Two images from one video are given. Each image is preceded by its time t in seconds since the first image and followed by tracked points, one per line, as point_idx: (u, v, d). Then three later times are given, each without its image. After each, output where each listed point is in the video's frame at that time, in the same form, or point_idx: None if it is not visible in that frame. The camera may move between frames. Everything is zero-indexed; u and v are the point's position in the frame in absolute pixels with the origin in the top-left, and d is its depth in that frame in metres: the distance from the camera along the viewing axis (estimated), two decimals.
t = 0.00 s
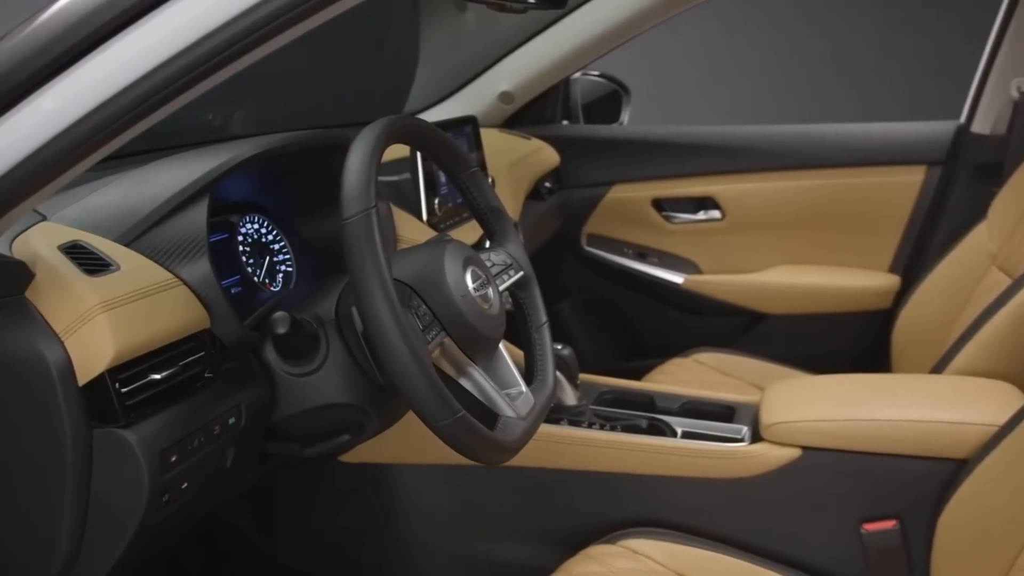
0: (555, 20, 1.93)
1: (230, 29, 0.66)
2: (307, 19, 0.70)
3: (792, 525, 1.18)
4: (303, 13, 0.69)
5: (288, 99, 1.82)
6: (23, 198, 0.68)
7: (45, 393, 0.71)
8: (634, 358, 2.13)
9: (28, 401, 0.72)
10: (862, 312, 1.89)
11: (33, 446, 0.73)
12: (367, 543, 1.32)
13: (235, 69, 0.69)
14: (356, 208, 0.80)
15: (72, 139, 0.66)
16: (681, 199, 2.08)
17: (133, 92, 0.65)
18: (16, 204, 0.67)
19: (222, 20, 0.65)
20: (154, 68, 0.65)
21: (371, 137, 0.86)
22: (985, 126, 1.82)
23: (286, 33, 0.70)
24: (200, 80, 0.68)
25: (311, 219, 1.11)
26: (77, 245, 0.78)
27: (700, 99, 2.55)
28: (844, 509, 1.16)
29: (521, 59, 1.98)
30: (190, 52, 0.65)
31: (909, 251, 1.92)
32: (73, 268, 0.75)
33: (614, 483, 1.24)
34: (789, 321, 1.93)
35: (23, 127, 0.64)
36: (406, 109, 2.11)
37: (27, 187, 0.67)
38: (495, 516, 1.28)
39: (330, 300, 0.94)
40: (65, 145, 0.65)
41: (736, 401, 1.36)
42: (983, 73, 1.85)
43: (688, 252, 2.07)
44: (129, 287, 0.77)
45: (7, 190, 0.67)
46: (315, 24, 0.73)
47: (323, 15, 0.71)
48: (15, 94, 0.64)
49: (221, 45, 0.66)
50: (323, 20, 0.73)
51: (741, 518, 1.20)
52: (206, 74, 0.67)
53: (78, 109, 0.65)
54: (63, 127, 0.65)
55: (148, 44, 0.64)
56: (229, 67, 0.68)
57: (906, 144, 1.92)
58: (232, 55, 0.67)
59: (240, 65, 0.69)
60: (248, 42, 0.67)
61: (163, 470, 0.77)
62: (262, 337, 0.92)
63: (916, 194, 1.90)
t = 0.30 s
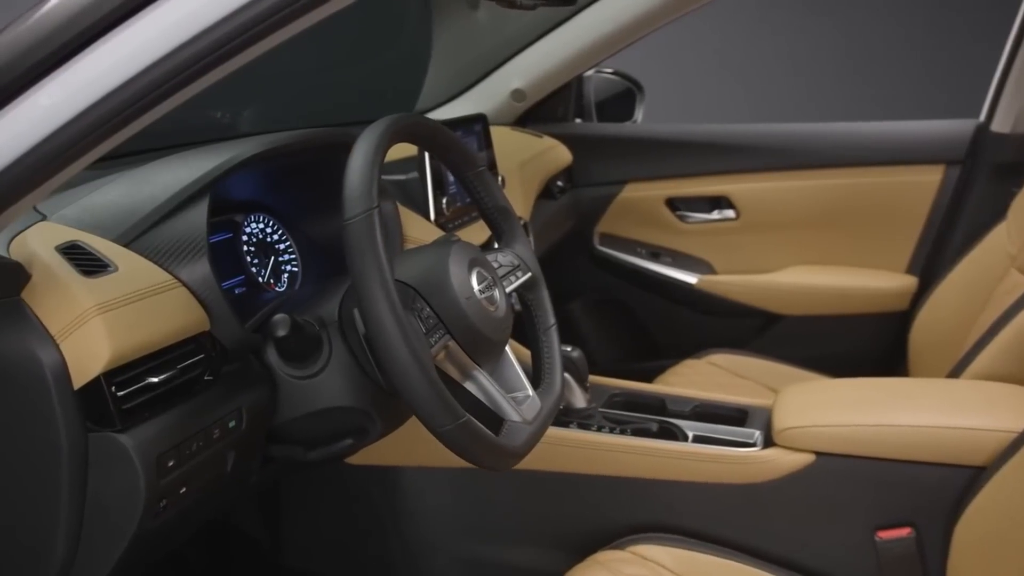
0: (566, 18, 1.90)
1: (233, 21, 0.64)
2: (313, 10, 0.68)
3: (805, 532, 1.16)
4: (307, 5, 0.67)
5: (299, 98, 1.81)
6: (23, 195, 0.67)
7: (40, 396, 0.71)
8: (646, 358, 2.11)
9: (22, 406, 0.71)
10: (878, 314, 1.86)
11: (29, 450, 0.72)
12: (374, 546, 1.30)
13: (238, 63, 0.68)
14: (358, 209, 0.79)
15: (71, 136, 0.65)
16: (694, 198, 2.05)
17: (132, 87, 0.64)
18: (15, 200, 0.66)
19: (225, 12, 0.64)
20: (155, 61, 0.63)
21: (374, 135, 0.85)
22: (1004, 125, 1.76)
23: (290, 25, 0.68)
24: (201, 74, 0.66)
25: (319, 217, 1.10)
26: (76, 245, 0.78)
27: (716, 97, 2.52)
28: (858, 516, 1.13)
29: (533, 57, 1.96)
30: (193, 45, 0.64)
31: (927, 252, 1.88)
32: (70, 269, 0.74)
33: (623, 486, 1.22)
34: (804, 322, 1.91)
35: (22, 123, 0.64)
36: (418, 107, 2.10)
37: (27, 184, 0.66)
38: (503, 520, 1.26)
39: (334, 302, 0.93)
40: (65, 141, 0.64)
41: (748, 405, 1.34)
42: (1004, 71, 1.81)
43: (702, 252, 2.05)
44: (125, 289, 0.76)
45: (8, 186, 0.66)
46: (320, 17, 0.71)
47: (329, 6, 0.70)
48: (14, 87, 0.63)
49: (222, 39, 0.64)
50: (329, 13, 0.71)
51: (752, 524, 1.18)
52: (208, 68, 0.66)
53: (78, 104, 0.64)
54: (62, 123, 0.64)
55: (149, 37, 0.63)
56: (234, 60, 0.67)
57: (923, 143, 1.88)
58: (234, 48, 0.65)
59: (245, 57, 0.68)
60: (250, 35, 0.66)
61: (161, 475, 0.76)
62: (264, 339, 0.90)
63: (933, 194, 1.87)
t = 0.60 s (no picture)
0: (578, 15, 1.88)
1: (233, 15, 0.63)
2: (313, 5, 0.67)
3: (817, 539, 1.13)
4: None
5: (309, 96, 1.80)
6: (23, 191, 0.65)
7: (34, 400, 0.71)
8: (659, 359, 2.09)
9: (14, 409, 0.71)
10: (895, 316, 1.83)
11: (24, 453, 0.73)
12: (381, 549, 1.29)
13: (237, 59, 0.66)
14: (359, 210, 0.77)
15: (70, 131, 0.63)
16: (708, 197, 2.03)
17: (132, 82, 0.62)
18: (15, 197, 0.65)
19: (225, 6, 0.63)
20: (152, 59, 0.62)
21: (377, 134, 0.83)
22: None
23: (291, 20, 0.67)
24: (200, 70, 0.64)
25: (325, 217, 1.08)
26: (72, 247, 0.78)
27: (731, 96, 2.49)
28: (872, 524, 1.11)
29: (544, 55, 1.94)
30: (192, 40, 0.62)
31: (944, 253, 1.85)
32: (66, 271, 0.74)
33: (632, 491, 1.20)
34: (819, 324, 1.88)
35: (20, 117, 0.62)
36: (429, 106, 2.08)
37: (26, 181, 0.64)
38: (510, 524, 1.25)
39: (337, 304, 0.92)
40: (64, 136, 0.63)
41: (761, 408, 1.32)
42: None
43: (715, 252, 2.02)
44: (122, 291, 0.76)
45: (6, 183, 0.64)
46: (318, 13, 0.70)
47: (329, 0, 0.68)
48: (13, 80, 0.61)
49: (222, 33, 0.63)
50: (328, 9, 0.70)
51: (763, 530, 1.15)
52: (207, 64, 0.64)
53: (78, 98, 0.62)
54: (61, 118, 0.62)
55: (147, 34, 0.62)
56: (234, 55, 0.65)
57: (941, 142, 1.85)
58: (234, 43, 0.64)
59: (245, 53, 0.66)
60: (249, 31, 0.64)
61: (157, 481, 0.76)
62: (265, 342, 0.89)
63: (952, 194, 1.83)
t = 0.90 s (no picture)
0: (589, 12, 1.86)
1: (229, 12, 0.62)
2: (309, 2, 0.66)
3: (829, 547, 1.11)
4: None
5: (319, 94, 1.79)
6: (23, 186, 0.64)
7: (28, 404, 0.71)
8: (671, 360, 2.06)
9: (9, 412, 0.72)
10: (911, 318, 1.81)
11: (19, 456, 0.73)
12: (386, 552, 1.28)
13: (229, 59, 0.65)
14: (359, 212, 0.76)
15: (69, 126, 0.62)
16: (722, 197, 2.00)
17: (121, 83, 0.61)
18: (14, 192, 0.64)
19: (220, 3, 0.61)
20: (146, 57, 0.61)
21: (380, 134, 0.81)
22: None
23: (286, 18, 0.66)
24: (189, 72, 0.63)
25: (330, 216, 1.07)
26: (68, 249, 0.78)
27: (747, 93, 2.45)
28: (885, 532, 1.09)
29: (556, 53, 1.92)
30: (187, 38, 0.61)
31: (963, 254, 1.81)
32: (62, 272, 0.75)
33: (640, 496, 1.18)
34: (833, 326, 1.86)
35: (20, 110, 0.61)
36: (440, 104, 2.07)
37: (25, 175, 0.63)
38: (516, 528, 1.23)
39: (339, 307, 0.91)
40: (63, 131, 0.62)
41: (774, 412, 1.30)
42: None
43: (729, 253, 2.00)
44: (118, 293, 0.76)
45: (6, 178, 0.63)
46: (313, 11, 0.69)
47: None
48: (12, 73, 0.60)
49: (212, 33, 0.62)
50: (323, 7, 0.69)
51: (774, 537, 1.13)
52: (197, 64, 0.63)
53: (76, 94, 0.61)
54: (61, 113, 0.61)
55: (139, 32, 0.60)
56: (229, 53, 0.64)
57: (960, 141, 1.81)
58: (224, 44, 0.63)
59: (240, 50, 0.65)
60: (245, 28, 0.63)
61: (154, 487, 0.76)
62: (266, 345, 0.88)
63: (970, 194, 1.80)
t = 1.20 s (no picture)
0: (602, 9, 1.84)
1: (222, 8, 0.60)
2: None
3: (842, 554, 1.09)
4: None
5: (329, 92, 1.78)
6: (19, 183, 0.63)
7: (21, 408, 0.71)
8: (684, 361, 2.04)
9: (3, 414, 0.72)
10: (928, 320, 1.78)
11: (14, 458, 0.73)
12: (391, 555, 1.27)
13: (223, 57, 0.64)
14: (359, 213, 0.75)
15: (64, 123, 0.60)
16: (735, 196, 1.97)
17: (111, 83, 0.60)
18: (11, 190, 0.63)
19: None
20: (139, 52, 0.59)
21: (381, 133, 0.80)
22: None
23: (281, 15, 0.64)
24: (181, 70, 0.62)
25: (333, 216, 1.05)
26: (65, 251, 0.77)
27: (762, 91, 2.42)
28: (899, 540, 1.06)
29: (568, 51, 1.91)
30: (181, 33, 0.60)
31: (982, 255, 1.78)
32: (56, 274, 0.74)
33: (648, 500, 1.16)
34: (848, 327, 1.83)
35: (15, 106, 0.59)
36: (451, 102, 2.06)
37: (22, 173, 0.62)
38: (522, 531, 1.21)
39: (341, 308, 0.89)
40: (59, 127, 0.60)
41: (786, 416, 1.27)
42: None
43: (742, 253, 1.97)
44: (114, 294, 0.75)
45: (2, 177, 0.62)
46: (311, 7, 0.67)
47: None
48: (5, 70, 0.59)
49: (206, 30, 0.60)
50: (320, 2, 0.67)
51: (784, 544, 1.11)
52: (191, 62, 0.62)
53: (69, 90, 0.59)
54: (56, 108, 0.60)
55: (134, 26, 0.59)
56: (224, 50, 0.63)
57: (979, 140, 1.78)
58: (216, 42, 0.61)
59: (235, 47, 0.64)
60: (240, 23, 0.62)
61: (149, 491, 0.76)
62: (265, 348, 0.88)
63: (989, 194, 1.77)
